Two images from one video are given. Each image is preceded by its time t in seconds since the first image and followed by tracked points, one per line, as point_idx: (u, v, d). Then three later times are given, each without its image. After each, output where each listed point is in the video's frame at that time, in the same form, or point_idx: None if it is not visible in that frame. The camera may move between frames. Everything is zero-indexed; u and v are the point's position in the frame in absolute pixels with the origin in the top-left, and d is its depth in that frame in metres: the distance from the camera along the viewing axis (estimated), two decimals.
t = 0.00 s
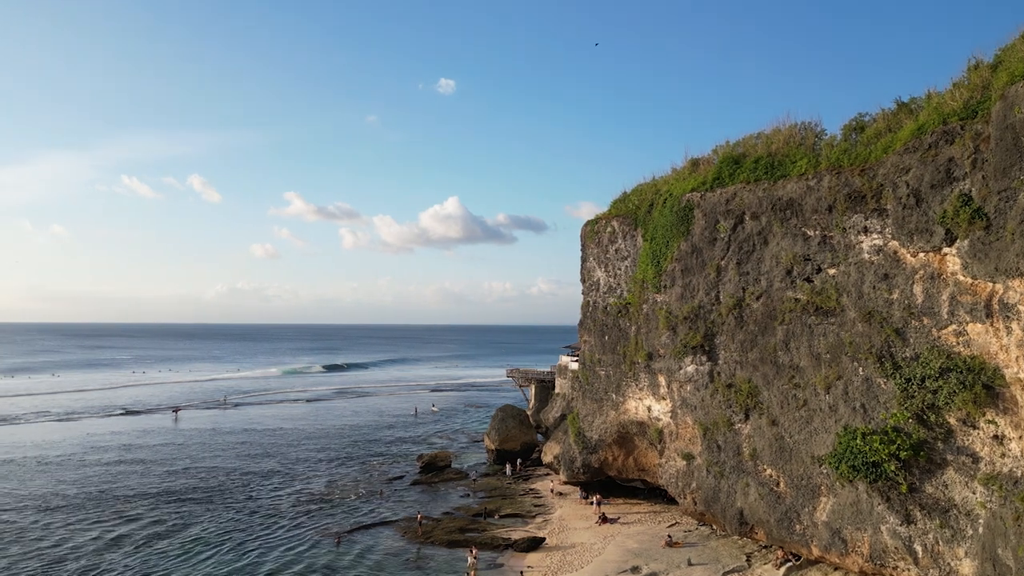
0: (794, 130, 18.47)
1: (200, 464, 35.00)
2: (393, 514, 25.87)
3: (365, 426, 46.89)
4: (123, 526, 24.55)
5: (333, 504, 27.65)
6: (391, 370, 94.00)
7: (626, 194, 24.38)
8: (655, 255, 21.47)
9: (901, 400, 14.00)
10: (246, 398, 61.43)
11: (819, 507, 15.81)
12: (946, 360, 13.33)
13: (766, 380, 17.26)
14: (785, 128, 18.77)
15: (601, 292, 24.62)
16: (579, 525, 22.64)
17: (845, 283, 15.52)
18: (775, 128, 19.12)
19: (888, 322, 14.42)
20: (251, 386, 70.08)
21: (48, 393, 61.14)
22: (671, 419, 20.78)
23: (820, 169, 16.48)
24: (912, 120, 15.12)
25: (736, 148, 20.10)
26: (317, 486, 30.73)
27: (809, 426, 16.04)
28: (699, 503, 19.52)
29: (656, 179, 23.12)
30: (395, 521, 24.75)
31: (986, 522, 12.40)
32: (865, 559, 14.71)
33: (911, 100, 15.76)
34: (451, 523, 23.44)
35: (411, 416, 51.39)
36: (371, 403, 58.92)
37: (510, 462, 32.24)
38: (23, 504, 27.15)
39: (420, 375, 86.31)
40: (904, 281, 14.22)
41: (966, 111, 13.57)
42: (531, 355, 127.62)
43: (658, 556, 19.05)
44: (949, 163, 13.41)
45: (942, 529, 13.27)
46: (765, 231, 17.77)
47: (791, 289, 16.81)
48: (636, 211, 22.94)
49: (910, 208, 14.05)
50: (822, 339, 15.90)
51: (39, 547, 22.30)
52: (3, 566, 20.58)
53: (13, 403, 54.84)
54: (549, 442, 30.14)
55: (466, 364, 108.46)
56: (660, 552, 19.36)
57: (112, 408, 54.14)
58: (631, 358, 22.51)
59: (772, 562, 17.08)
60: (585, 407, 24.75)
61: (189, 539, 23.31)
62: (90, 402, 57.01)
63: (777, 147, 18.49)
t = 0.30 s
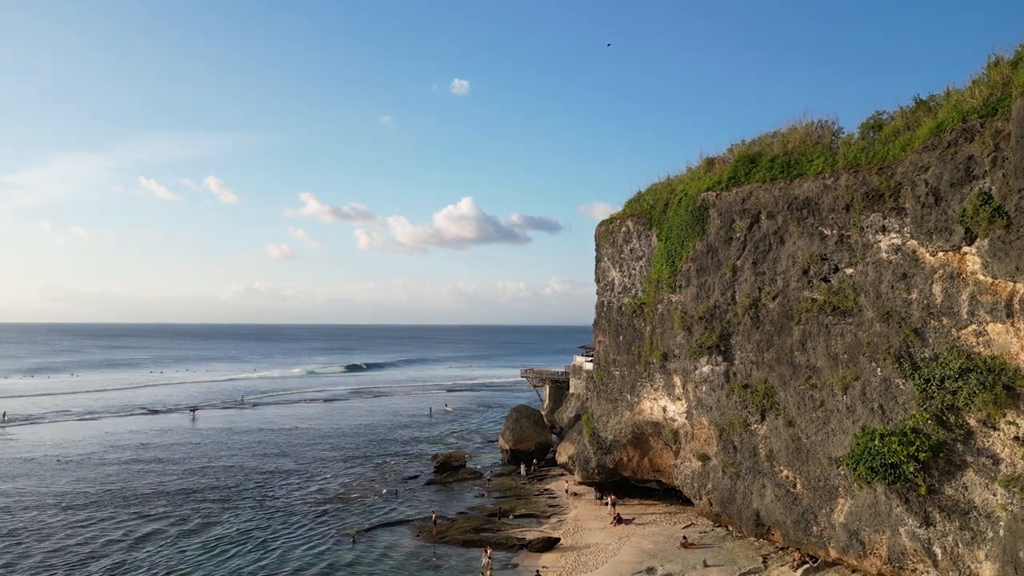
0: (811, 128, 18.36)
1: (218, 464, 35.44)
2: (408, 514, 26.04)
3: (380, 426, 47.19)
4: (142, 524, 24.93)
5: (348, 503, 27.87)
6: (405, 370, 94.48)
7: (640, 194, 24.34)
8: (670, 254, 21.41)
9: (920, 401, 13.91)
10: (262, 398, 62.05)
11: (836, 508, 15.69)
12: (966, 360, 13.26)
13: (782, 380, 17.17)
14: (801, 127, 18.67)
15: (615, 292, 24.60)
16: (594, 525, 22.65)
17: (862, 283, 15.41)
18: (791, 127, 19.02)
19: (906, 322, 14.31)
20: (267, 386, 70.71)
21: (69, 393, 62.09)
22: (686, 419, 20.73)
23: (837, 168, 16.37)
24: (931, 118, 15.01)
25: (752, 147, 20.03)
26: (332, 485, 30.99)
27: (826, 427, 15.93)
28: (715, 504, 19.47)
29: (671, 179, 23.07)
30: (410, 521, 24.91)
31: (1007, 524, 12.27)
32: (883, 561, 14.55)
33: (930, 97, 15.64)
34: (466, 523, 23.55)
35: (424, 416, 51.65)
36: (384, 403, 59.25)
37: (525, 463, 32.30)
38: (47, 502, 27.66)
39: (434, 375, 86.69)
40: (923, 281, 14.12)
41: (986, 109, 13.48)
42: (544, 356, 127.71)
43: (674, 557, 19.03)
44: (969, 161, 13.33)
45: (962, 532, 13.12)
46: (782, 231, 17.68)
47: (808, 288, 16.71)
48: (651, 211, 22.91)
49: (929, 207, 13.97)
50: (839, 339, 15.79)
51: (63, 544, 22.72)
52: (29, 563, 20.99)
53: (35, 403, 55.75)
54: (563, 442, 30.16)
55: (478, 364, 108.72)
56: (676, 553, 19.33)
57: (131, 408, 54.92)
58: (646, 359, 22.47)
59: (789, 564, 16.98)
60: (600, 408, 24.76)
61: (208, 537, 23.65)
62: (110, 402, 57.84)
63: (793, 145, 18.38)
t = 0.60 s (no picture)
0: (827, 127, 18.25)
1: (234, 463, 35.82)
2: (422, 513, 26.20)
3: (394, 426, 47.46)
4: (160, 523, 25.31)
5: (363, 503, 28.10)
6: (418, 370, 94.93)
7: (654, 194, 24.30)
8: (684, 254, 21.35)
9: (938, 401, 13.80)
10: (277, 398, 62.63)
11: (853, 510, 15.58)
12: (985, 360, 13.15)
13: (798, 380, 17.08)
14: (817, 125, 18.55)
15: (629, 292, 24.58)
16: (608, 526, 22.66)
17: (879, 283, 15.29)
18: (806, 125, 18.92)
19: (924, 322, 14.20)
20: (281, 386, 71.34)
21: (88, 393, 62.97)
22: (700, 420, 20.66)
23: (854, 166, 16.26)
24: (949, 115, 14.88)
25: (767, 146, 19.95)
26: (347, 485, 31.24)
27: (843, 428, 15.82)
28: (730, 505, 19.41)
29: (685, 179, 23.02)
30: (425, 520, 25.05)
31: None
32: (901, 564, 14.42)
33: (948, 95, 15.50)
34: (480, 523, 23.65)
35: (438, 416, 51.88)
36: (397, 403, 59.57)
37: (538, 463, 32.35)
38: (67, 502, 28.08)
39: (447, 375, 87.04)
40: (941, 281, 14.01)
41: (1006, 106, 13.36)
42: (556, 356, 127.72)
43: (688, 558, 18.99)
44: (988, 159, 13.21)
45: (981, 534, 12.98)
46: (797, 230, 17.59)
47: (824, 288, 16.61)
48: (665, 211, 22.86)
49: (947, 206, 13.86)
50: (855, 339, 15.69)
51: (84, 543, 23.06)
52: (50, 561, 21.39)
53: (56, 402, 56.60)
54: (577, 443, 30.17)
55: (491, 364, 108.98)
56: (690, 554, 19.30)
57: (149, 408, 55.56)
58: (660, 359, 22.42)
59: (804, 565, 16.88)
60: (614, 408, 24.75)
61: (225, 536, 23.92)
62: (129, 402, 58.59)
63: (809, 144, 18.28)
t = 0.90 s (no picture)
0: (842, 125, 18.14)
1: (249, 462, 36.18)
2: (436, 513, 26.36)
3: (407, 426, 47.72)
4: (178, 522, 25.67)
5: (377, 502, 28.33)
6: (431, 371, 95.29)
7: (668, 194, 24.27)
8: (699, 254, 21.30)
9: (956, 402, 13.68)
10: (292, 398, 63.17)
11: (870, 512, 15.48)
12: (1004, 361, 13.02)
13: (813, 381, 16.99)
14: (833, 124, 18.45)
15: (643, 292, 24.55)
16: (622, 526, 22.68)
17: (896, 282, 15.18)
18: (822, 124, 18.82)
19: (942, 323, 14.09)
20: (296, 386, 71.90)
21: (106, 393, 63.78)
22: (715, 420, 20.61)
23: (870, 165, 16.17)
24: (967, 113, 14.76)
25: (782, 144, 19.87)
26: (361, 484, 31.49)
27: (859, 429, 15.73)
28: (745, 506, 19.36)
29: (699, 178, 22.96)
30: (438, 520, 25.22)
31: None
32: (918, 566, 14.30)
33: (966, 92, 15.37)
34: (493, 523, 23.77)
35: (452, 416, 52.08)
36: (411, 404, 59.85)
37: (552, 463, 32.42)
38: (86, 500, 28.45)
39: (460, 375, 87.30)
40: (959, 280, 13.91)
41: None
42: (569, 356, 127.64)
43: (703, 559, 18.97)
44: (1006, 157, 13.11)
45: (1000, 536, 12.86)
46: (813, 230, 17.50)
47: (840, 288, 16.52)
48: (679, 211, 22.81)
49: (965, 204, 13.75)
50: (872, 339, 15.60)
51: (102, 542, 23.34)
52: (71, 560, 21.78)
53: (75, 402, 57.36)
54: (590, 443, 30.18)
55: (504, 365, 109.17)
56: (705, 555, 19.27)
57: (166, 407, 56.17)
58: (674, 359, 22.39)
59: (821, 567, 16.81)
60: (628, 408, 24.75)
61: (240, 536, 24.14)
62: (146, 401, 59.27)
63: (824, 143, 18.18)
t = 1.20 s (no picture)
0: (858, 124, 18.03)
1: (263, 461, 36.57)
2: (449, 513, 26.51)
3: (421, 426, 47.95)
4: (195, 520, 26.01)
5: (391, 502, 28.54)
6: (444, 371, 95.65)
7: (682, 194, 24.22)
8: (713, 254, 21.23)
9: (975, 404, 13.55)
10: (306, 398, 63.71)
11: (887, 514, 15.37)
12: None
13: (829, 382, 16.90)
14: (849, 122, 18.34)
15: (656, 292, 24.51)
16: (636, 527, 22.67)
17: (913, 282, 15.06)
18: (837, 122, 18.71)
19: (960, 323, 13.97)
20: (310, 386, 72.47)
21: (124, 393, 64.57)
22: (729, 421, 20.54)
23: (887, 164, 16.06)
24: (985, 111, 14.63)
25: (797, 144, 19.77)
26: (375, 484, 31.72)
27: (876, 430, 15.61)
28: (759, 507, 19.29)
29: (713, 178, 22.89)
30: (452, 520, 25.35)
31: None
32: (936, 569, 14.18)
33: (984, 90, 15.24)
34: (506, 523, 23.86)
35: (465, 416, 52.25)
36: (424, 404, 60.12)
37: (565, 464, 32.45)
38: (104, 499, 28.87)
39: (472, 376, 87.57)
40: (977, 280, 13.79)
41: None
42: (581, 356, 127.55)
43: (718, 561, 18.93)
44: None
45: (1020, 539, 12.72)
46: (828, 229, 17.39)
47: (856, 288, 16.41)
48: (693, 210, 22.75)
49: (984, 203, 13.63)
50: (889, 340, 15.49)
51: (119, 540, 23.65)
52: (91, 557, 22.15)
53: (94, 402, 58.13)
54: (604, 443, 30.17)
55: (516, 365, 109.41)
56: (719, 557, 19.23)
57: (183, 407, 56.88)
58: (688, 359, 22.33)
59: (837, 569, 16.72)
60: (641, 409, 24.72)
61: (255, 535, 24.38)
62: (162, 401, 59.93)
63: (840, 142, 18.07)
